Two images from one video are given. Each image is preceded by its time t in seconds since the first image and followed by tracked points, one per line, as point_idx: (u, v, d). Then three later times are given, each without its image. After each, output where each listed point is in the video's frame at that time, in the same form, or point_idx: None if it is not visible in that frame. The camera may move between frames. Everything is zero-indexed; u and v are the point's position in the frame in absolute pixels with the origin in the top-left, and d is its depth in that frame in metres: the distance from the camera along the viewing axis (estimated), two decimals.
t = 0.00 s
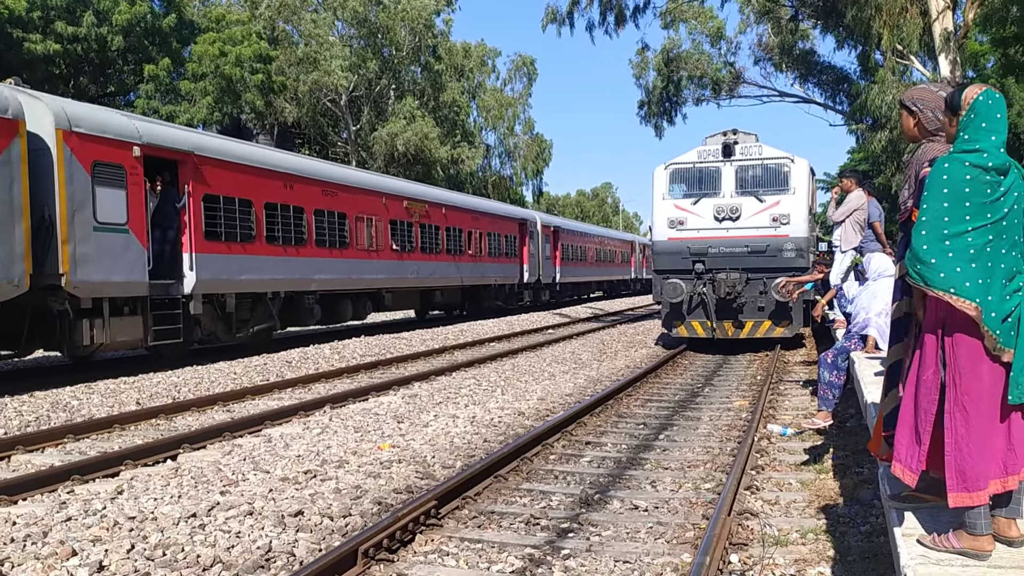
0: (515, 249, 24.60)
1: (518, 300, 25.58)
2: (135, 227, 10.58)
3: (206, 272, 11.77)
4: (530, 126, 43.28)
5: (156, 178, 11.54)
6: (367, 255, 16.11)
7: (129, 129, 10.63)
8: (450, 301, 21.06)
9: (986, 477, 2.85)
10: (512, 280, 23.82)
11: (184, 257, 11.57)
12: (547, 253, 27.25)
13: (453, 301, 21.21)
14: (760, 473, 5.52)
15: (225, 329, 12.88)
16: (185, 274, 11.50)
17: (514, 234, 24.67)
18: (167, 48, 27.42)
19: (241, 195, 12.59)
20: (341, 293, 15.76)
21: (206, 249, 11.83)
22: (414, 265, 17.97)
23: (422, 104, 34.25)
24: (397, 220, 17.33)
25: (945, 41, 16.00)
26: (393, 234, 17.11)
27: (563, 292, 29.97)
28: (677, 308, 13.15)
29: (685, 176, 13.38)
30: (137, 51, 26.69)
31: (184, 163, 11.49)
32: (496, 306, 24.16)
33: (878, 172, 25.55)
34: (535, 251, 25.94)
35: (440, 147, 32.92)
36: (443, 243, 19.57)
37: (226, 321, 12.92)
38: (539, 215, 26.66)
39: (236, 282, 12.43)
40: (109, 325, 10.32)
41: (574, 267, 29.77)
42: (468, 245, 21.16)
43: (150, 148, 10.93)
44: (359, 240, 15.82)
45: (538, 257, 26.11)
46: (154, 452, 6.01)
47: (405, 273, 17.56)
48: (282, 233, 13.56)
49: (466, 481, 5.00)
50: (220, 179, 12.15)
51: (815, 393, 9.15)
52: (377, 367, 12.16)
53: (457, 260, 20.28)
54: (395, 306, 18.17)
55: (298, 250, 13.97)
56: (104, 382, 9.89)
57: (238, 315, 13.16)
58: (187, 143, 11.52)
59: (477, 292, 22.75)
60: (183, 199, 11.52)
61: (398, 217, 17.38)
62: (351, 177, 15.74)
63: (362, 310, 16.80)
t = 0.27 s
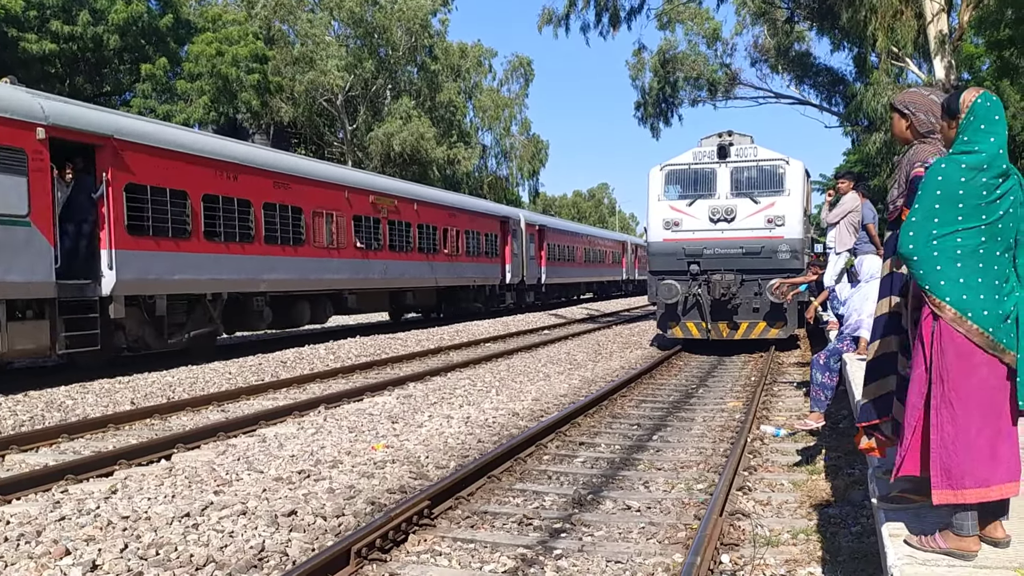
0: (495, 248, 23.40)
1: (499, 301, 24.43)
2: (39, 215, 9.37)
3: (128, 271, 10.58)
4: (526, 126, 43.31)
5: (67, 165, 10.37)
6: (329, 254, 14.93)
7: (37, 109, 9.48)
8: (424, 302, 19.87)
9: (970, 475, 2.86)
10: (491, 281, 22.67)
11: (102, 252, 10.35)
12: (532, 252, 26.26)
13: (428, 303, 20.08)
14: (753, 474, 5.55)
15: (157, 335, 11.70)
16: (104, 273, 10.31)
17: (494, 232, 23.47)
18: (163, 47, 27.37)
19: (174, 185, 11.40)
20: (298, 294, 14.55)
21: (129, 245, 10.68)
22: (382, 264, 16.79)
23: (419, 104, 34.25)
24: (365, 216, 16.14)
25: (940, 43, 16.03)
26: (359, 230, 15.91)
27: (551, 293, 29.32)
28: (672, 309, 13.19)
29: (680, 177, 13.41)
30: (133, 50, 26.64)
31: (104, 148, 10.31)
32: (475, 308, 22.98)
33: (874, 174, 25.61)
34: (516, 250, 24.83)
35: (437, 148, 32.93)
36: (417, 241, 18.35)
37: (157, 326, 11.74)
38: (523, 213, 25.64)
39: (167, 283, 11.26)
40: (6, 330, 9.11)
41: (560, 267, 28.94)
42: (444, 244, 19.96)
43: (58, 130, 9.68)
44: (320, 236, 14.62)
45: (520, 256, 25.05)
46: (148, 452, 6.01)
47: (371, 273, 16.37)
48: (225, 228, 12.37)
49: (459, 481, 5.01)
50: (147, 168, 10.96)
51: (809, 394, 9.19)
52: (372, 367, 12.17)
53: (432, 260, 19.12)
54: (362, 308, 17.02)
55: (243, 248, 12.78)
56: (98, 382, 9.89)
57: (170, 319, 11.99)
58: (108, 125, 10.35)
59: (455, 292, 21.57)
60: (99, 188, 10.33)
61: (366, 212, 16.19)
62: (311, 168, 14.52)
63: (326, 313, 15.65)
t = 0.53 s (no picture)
0: (477, 250, 22.25)
1: (483, 304, 23.35)
2: None
3: (34, 272, 9.36)
4: (527, 129, 43.38)
5: None
6: (285, 253, 13.84)
7: None
8: (397, 306, 18.72)
9: (979, 478, 2.87)
10: (472, 283, 21.61)
11: None
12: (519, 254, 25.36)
13: (402, 306, 19.00)
14: (749, 478, 5.57)
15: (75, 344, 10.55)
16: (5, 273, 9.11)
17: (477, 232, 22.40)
18: (165, 48, 27.42)
19: (96, 174, 10.18)
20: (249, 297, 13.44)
21: (35, 241, 9.41)
22: (346, 265, 15.67)
23: (419, 106, 34.26)
24: (327, 213, 15.01)
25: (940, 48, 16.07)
26: (320, 228, 14.79)
27: (541, 296, 28.62)
28: (671, 312, 13.21)
29: (679, 181, 13.44)
30: (134, 51, 26.69)
31: (9, 130, 9.10)
32: (456, 312, 21.83)
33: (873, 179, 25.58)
34: (500, 251, 23.77)
35: (437, 150, 32.97)
36: (387, 241, 17.21)
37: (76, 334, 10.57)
38: (508, 212, 24.78)
39: (83, 284, 10.03)
40: None
41: (550, 270, 28.11)
42: (419, 244, 18.81)
43: None
44: (275, 234, 13.52)
45: (504, 258, 24.08)
46: (146, 452, 6.03)
47: (335, 275, 15.25)
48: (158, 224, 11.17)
49: (456, 484, 5.03)
50: (61, 153, 9.72)
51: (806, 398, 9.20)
52: (371, 369, 12.20)
53: (406, 261, 18.00)
54: (326, 313, 15.92)
55: (180, 246, 11.58)
56: (97, 383, 9.91)
57: (91, 326, 10.83)
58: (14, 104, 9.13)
59: (433, 295, 20.43)
60: None
61: (329, 209, 15.07)
62: (266, 160, 13.42)
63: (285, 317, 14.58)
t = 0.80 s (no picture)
0: (458, 250, 21.01)
1: (466, 308, 22.18)
2: None
3: None
4: (527, 131, 43.41)
5: None
6: (234, 253, 12.71)
7: None
8: (367, 310, 17.56)
9: (961, 475, 2.88)
10: (453, 285, 20.53)
11: None
12: (506, 255, 24.41)
13: (374, 310, 17.85)
14: (749, 480, 5.57)
15: None
16: None
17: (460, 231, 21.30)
18: (166, 51, 27.45)
19: None
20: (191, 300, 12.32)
21: None
22: (307, 266, 14.50)
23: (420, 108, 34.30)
24: (285, 209, 13.85)
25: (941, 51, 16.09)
26: (276, 225, 13.63)
27: (531, 299, 27.80)
28: (671, 314, 13.20)
29: (680, 183, 13.44)
30: (135, 54, 26.73)
31: None
32: (436, 317, 20.66)
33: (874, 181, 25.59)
34: (484, 252, 22.65)
35: (437, 152, 32.98)
36: (355, 239, 16.02)
37: None
38: (493, 211, 23.72)
39: None
40: None
41: (539, 271, 27.08)
42: (392, 243, 17.60)
43: None
44: (222, 231, 12.40)
45: (488, 258, 23.03)
46: (146, 455, 6.03)
47: (293, 276, 14.08)
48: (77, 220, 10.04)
49: (456, 486, 5.03)
50: None
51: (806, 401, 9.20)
52: (372, 371, 12.21)
53: (377, 262, 16.85)
54: (285, 318, 14.77)
55: (103, 245, 10.43)
56: (97, 385, 9.91)
57: None
58: None
59: (409, 299, 19.27)
60: None
61: (287, 204, 13.93)
62: (212, 150, 12.30)
63: (230, 325, 13.55)
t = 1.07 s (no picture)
0: (442, 254, 19.64)
1: (452, 316, 20.82)
2: None
3: None
4: (531, 137, 43.47)
5: None
6: (174, 256, 11.45)
7: None
8: (339, 319, 16.21)
9: (959, 484, 2.90)
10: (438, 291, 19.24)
11: None
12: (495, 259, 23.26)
13: (348, 320, 16.55)
14: (754, 485, 5.56)
15: None
16: None
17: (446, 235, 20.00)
18: (170, 58, 27.55)
19: None
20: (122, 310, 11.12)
21: None
22: (263, 270, 13.24)
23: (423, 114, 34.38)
24: (236, 208, 12.64)
25: (943, 56, 15.94)
26: (226, 227, 12.41)
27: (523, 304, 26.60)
28: (675, 319, 13.19)
29: (683, 188, 13.45)
30: (139, 61, 26.83)
31: None
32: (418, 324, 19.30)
33: (877, 185, 25.62)
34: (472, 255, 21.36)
35: (441, 158, 33.03)
36: (323, 242, 14.73)
37: None
38: (480, 213, 22.45)
39: None
40: None
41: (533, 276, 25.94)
42: (366, 246, 16.26)
43: None
44: (159, 232, 11.21)
45: (475, 263, 21.75)
46: (151, 461, 6.04)
47: (245, 283, 12.83)
48: None
49: (460, 491, 5.03)
50: None
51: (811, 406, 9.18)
52: (376, 377, 12.21)
53: (347, 266, 15.54)
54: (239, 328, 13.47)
55: (7, 248, 9.21)
56: (102, 391, 9.92)
57: None
58: None
59: (388, 306, 17.83)
60: None
61: (241, 204, 12.71)
62: (143, 141, 11.00)
63: (177, 333, 12.29)
